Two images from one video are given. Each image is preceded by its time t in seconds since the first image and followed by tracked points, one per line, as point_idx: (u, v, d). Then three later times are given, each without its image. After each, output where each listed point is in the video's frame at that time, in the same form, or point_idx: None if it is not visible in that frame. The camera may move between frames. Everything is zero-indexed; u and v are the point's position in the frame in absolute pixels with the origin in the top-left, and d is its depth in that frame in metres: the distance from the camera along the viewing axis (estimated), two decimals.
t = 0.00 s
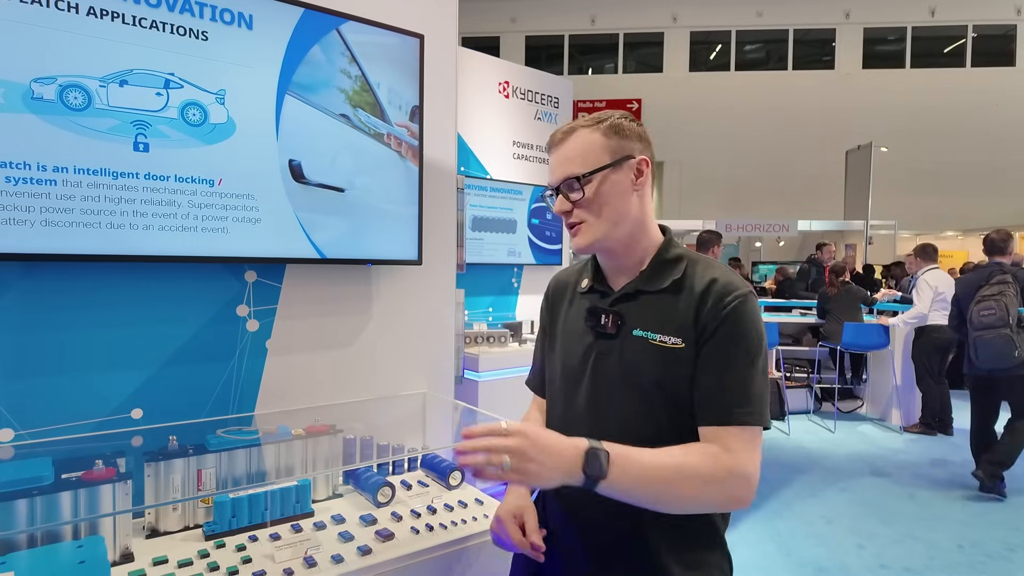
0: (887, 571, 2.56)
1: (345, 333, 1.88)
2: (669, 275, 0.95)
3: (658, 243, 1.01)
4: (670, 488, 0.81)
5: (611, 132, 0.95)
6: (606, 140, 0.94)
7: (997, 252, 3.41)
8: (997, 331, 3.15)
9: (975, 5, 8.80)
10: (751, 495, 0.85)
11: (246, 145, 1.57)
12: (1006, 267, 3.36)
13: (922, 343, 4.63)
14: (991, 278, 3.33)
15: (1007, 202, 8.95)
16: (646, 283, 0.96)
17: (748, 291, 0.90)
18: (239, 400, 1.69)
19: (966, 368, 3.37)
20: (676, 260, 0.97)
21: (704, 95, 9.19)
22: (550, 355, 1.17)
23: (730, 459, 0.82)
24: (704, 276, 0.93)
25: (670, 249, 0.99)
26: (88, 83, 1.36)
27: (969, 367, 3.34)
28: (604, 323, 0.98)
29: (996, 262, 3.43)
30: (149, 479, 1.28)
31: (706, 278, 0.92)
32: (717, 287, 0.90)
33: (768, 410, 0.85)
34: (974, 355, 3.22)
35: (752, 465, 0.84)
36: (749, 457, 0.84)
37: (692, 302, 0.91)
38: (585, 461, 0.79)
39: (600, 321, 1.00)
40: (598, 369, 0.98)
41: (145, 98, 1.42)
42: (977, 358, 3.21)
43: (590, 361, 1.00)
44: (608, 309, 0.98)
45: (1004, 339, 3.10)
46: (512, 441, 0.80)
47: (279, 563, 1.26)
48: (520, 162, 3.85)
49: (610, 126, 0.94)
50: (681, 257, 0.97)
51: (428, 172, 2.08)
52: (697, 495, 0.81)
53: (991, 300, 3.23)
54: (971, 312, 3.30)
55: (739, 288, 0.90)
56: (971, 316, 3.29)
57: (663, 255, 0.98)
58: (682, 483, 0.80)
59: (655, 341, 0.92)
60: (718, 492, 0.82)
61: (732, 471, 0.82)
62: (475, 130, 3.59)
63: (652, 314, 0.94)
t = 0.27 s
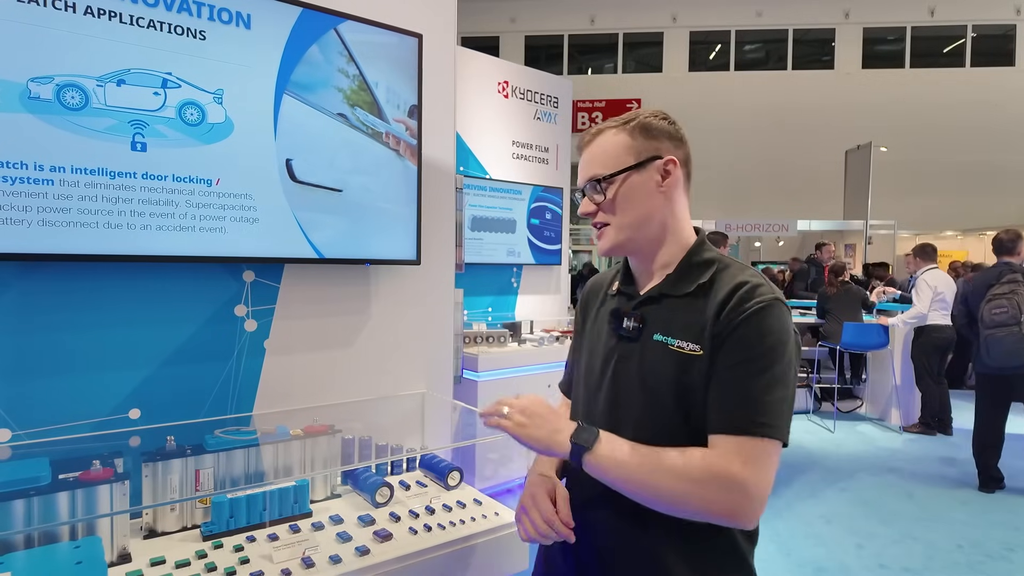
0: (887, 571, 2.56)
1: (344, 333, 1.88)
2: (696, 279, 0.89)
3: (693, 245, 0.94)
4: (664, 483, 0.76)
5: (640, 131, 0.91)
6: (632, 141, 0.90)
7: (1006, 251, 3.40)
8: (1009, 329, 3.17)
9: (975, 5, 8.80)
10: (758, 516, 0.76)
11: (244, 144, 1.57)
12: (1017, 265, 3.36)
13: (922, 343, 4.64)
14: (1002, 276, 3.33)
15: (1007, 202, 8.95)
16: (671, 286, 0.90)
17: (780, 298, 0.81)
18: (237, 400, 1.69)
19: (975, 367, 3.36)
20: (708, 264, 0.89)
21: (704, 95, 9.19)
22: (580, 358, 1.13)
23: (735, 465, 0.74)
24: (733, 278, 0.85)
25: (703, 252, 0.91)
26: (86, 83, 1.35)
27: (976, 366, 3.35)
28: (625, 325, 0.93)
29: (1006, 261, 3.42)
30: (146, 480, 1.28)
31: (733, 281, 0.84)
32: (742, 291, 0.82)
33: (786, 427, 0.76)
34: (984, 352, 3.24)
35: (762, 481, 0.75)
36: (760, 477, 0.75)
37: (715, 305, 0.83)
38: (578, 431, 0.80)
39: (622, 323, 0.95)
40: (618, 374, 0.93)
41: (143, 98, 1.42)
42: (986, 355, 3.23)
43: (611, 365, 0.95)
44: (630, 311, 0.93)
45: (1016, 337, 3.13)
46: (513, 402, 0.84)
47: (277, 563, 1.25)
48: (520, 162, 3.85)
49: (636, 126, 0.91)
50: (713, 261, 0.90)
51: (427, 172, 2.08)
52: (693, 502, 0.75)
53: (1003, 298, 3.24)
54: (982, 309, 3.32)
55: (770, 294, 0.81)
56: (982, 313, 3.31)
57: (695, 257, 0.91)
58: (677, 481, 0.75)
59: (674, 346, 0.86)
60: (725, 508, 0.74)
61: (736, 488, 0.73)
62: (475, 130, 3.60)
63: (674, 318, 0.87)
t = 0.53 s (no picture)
0: (886, 571, 2.55)
1: (343, 333, 1.87)
2: (723, 283, 0.87)
3: (724, 244, 0.92)
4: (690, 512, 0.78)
5: (662, 130, 0.91)
6: (653, 140, 0.91)
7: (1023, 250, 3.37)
8: None
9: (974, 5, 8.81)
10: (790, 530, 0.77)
11: (242, 143, 1.56)
12: None
13: (921, 343, 4.63)
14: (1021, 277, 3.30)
15: (1007, 202, 8.95)
16: (698, 290, 0.89)
17: (809, 305, 0.78)
18: (235, 400, 1.68)
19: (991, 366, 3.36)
20: (737, 267, 0.88)
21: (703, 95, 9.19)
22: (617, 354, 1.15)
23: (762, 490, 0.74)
24: (760, 285, 0.83)
25: (734, 252, 0.90)
26: (82, 82, 1.35)
27: (994, 366, 3.34)
28: (651, 330, 0.93)
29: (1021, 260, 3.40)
30: (144, 480, 1.27)
31: (760, 287, 0.83)
32: (767, 300, 0.80)
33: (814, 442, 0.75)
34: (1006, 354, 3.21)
35: (791, 500, 0.75)
36: (786, 496, 0.75)
37: (740, 314, 0.82)
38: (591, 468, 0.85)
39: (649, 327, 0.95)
40: (644, 378, 0.94)
41: (140, 97, 1.41)
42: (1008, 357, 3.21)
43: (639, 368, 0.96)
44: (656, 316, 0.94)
45: None
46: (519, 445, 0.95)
47: (275, 564, 1.25)
48: (520, 162, 3.85)
49: (658, 123, 0.91)
50: (744, 263, 0.88)
51: (426, 171, 2.07)
52: (719, 530, 0.77)
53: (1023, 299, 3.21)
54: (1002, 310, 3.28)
55: (797, 301, 0.78)
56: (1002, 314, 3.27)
57: (723, 260, 0.89)
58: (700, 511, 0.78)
59: (698, 354, 0.85)
60: (754, 529, 0.75)
61: (761, 508, 0.74)
62: (474, 130, 3.59)
63: (699, 325, 0.87)
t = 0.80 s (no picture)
0: (886, 571, 2.55)
1: (343, 333, 1.87)
2: (730, 286, 0.86)
3: (743, 244, 0.89)
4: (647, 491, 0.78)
5: (681, 121, 0.88)
6: (672, 133, 0.89)
7: None
8: None
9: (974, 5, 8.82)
10: (744, 545, 0.74)
11: (241, 143, 1.56)
12: None
13: (921, 343, 4.64)
14: None
15: (1007, 202, 8.96)
16: (706, 291, 0.88)
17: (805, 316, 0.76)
18: (235, 400, 1.68)
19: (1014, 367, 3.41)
20: (746, 270, 0.86)
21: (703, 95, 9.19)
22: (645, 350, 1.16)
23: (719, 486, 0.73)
24: (763, 289, 0.81)
25: (749, 252, 0.87)
26: (81, 82, 1.34)
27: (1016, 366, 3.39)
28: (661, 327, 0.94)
29: None
30: (143, 481, 1.27)
31: (763, 291, 0.81)
32: (763, 306, 0.78)
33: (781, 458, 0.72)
34: None
35: (748, 513, 0.72)
36: (744, 501, 0.72)
37: (735, 319, 0.81)
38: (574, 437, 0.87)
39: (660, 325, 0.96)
40: (654, 375, 0.95)
41: (139, 97, 1.41)
42: None
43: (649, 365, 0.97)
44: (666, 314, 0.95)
45: None
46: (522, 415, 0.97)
47: (274, 565, 1.25)
48: (520, 162, 3.85)
49: (679, 114, 0.89)
50: (757, 266, 0.85)
51: (426, 171, 2.07)
52: (667, 515, 0.76)
53: None
54: None
55: (793, 310, 0.76)
56: None
57: (735, 262, 0.87)
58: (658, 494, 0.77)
59: (696, 356, 0.85)
60: (703, 527, 0.74)
61: (716, 509, 0.72)
62: (474, 130, 3.59)
63: (701, 327, 0.87)
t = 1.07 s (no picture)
0: (886, 571, 2.55)
1: (343, 334, 1.87)
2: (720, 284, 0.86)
3: (741, 244, 0.89)
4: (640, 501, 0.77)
5: (711, 117, 0.87)
6: (703, 125, 0.87)
7: None
8: None
9: (973, 5, 8.82)
10: (742, 544, 0.74)
11: (241, 144, 1.56)
12: None
13: (921, 343, 4.64)
14: None
15: (1006, 202, 8.96)
16: (698, 287, 0.89)
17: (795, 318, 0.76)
18: (235, 400, 1.68)
19: None
20: (739, 269, 0.86)
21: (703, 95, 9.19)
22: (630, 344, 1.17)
23: (712, 493, 0.73)
24: (754, 288, 0.82)
25: (744, 254, 0.87)
26: (81, 83, 1.34)
27: None
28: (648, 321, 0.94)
29: None
30: (143, 481, 1.27)
31: (754, 291, 0.81)
32: (755, 307, 0.79)
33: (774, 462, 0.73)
34: None
35: (744, 516, 0.73)
36: (739, 504, 0.73)
37: (725, 317, 0.82)
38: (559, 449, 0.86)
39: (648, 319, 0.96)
40: (641, 369, 0.95)
41: (139, 97, 1.41)
42: None
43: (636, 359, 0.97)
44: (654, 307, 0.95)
45: None
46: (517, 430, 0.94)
47: (274, 566, 1.25)
48: (520, 162, 3.85)
49: (714, 107, 0.86)
50: (751, 266, 0.86)
51: (426, 172, 2.07)
52: (662, 522, 0.75)
53: None
54: None
55: (786, 313, 0.77)
56: None
57: (729, 261, 0.87)
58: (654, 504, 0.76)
59: (683, 350, 0.86)
60: (699, 531, 0.73)
61: (713, 514, 0.72)
62: (474, 130, 3.59)
63: (689, 323, 0.87)
